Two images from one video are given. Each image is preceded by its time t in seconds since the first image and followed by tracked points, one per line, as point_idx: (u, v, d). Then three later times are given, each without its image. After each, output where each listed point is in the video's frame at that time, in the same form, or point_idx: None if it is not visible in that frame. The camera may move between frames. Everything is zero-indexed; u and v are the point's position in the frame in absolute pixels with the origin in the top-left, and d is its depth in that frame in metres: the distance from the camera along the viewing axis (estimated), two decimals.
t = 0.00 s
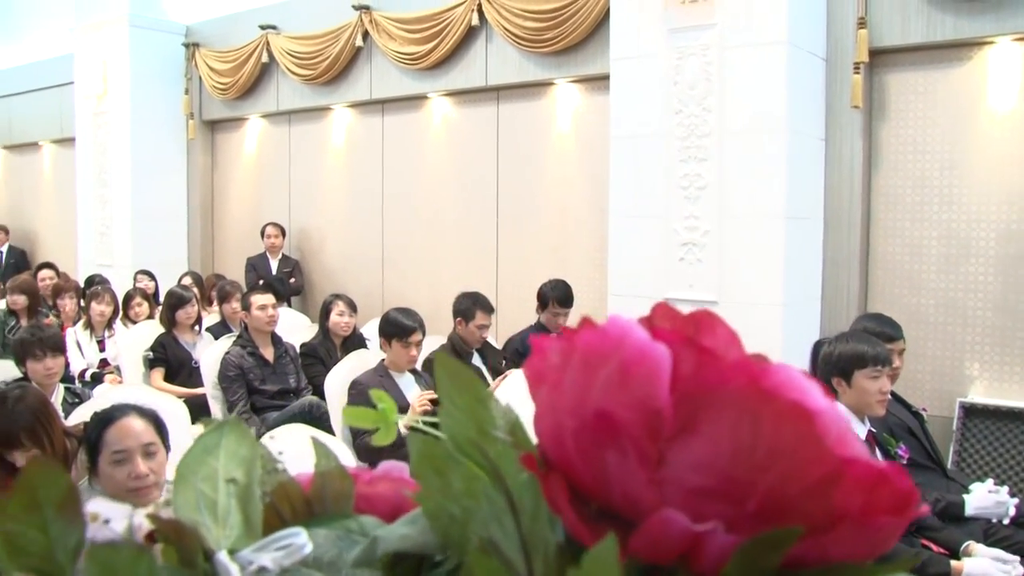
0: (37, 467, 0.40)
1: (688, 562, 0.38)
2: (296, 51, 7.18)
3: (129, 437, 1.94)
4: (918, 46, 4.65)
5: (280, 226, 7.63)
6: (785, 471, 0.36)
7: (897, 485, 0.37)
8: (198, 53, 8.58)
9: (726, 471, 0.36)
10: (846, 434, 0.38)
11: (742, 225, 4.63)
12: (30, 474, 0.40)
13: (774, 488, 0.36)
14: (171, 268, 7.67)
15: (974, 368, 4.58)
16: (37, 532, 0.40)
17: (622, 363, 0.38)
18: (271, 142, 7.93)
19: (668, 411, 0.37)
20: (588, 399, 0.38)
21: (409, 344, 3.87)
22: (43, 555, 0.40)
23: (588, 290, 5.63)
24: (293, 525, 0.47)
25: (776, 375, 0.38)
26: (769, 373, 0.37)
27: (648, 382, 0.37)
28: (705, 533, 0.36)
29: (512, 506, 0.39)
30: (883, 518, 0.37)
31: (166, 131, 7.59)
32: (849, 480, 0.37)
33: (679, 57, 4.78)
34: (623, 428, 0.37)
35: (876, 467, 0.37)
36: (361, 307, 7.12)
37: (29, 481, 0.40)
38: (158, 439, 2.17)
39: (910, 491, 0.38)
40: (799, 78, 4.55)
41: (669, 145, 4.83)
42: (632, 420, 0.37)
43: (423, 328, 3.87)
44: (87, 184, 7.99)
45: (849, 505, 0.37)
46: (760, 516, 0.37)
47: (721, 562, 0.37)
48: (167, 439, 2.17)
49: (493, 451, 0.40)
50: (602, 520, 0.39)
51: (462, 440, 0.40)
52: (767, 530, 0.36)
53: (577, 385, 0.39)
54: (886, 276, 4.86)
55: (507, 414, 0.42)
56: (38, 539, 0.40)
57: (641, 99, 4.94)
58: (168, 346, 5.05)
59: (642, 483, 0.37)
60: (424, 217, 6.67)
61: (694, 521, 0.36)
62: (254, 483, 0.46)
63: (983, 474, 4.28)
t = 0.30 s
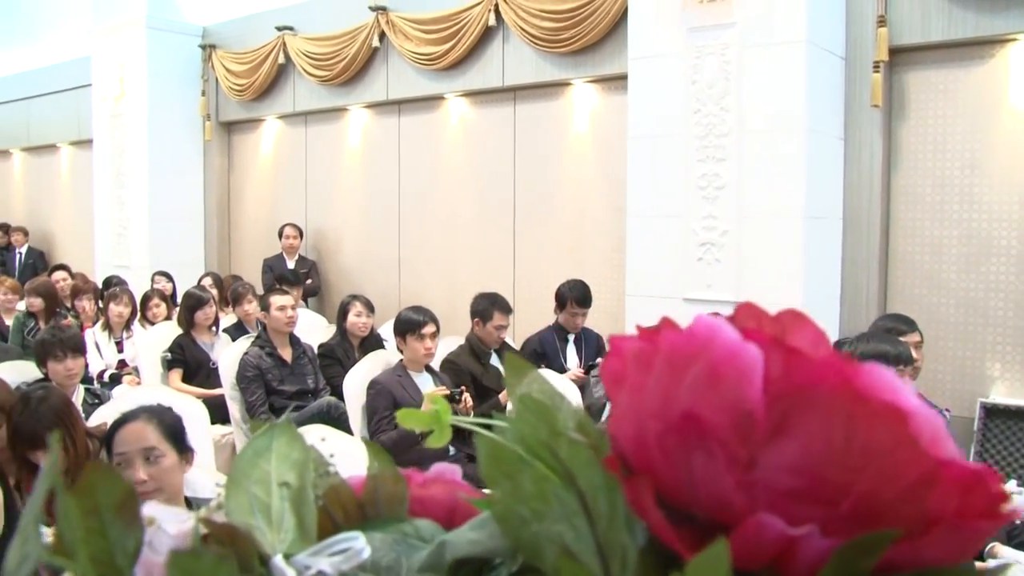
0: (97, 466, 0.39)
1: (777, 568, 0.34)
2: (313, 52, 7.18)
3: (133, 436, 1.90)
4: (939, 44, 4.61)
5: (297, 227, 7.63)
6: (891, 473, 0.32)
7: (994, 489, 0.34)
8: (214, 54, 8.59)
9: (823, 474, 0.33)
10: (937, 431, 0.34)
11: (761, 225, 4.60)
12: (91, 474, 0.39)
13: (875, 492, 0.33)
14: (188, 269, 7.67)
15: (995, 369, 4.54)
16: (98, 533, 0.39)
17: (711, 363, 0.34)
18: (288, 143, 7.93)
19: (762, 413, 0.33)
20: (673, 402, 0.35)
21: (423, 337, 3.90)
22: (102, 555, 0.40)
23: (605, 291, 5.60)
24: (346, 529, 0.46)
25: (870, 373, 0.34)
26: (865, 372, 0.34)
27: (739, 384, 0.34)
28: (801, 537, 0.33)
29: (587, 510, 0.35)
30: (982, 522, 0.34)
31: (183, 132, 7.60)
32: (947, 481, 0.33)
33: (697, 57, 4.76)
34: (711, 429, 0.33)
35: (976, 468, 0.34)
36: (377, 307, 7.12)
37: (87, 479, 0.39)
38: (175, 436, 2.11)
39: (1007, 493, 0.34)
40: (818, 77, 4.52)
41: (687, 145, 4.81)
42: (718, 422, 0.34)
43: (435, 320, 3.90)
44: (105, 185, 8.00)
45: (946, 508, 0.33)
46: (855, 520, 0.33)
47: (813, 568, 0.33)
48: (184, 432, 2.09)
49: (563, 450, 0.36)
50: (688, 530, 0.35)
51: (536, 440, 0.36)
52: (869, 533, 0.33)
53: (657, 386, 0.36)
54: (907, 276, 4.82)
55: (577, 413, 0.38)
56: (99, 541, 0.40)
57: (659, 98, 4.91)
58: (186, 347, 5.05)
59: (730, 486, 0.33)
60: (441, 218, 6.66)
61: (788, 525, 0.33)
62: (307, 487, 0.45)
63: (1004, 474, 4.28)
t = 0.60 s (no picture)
0: (147, 457, 0.37)
1: (850, 561, 0.33)
2: (323, 51, 7.18)
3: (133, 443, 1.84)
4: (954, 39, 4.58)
5: (309, 226, 7.63)
6: (970, 462, 0.32)
7: None
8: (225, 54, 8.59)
9: (899, 464, 0.32)
10: (1022, 423, 0.33)
11: (774, 221, 4.57)
12: (134, 460, 0.37)
13: (953, 482, 0.32)
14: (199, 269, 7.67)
15: (1011, 365, 4.51)
16: (152, 529, 0.37)
17: (783, 351, 0.33)
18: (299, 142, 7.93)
19: (837, 398, 0.33)
20: (744, 392, 0.34)
21: (435, 333, 3.91)
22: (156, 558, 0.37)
23: (617, 289, 5.58)
24: (389, 526, 0.46)
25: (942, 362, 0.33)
26: (939, 360, 0.33)
27: (814, 372, 0.33)
28: (879, 528, 0.32)
29: (649, 502, 0.35)
30: None
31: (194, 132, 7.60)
32: None
33: (710, 53, 4.74)
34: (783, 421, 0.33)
35: None
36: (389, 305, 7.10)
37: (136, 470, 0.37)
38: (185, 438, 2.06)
39: None
40: (832, 73, 4.50)
41: (700, 142, 4.79)
42: (793, 410, 0.33)
43: (446, 316, 3.91)
44: (117, 186, 8.00)
45: None
46: (935, 508, 0.32)
47: (891, 559, 0.33)
48: (193, 433, 2.03)
49: (624, 445, 0.35)
50: (760, 523, 0.34)
51: (593, 431, 0.36)
52: (947, 522, 0.32)
53: (724, 375, 0.35)
54: (921, 272, 4.80)
55: (634, 400, 0.37)
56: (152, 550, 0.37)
57: (671, 95, 4.90)
58: (198, 347, 5.05)
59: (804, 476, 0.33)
60: (453, 216, 6.65)
61: (866, 514, 0.32)
62: (351, 483, 0.44)
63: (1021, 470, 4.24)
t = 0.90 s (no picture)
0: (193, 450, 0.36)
1: (911, 554, 0.33)
2: (341, 45, 7.18)
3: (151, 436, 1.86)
4: (975, 32, 4.54)
5: (326, 220, 7.64)
6: None
7: None
8: (242, 48, 8.60)
9: (964, 456, 0.31)
10: None
11: (794, 216, 4.54)
12: (183, 456, 0.36)
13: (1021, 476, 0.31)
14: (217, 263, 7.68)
15: None
16: (204, 522, 0.36)
17: (843, 341, 0.32)
18: (317, 137, 7.94)
19: (900, 389, 0.32)
20: (801, 383, 0.33)
21: (452, 325, 3.92)
22: (207, 552, 0.36)
23: (635, 283, 5.56)
24: (429, 518, 0.45)
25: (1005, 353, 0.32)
26: (1002, 351, 0.32)
27: (877, 363, 0.32)
28: (945, 521, 0.31)
29: (698, 494, 0.35)
30: None
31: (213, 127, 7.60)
32: None
33: (729, 47, 4.72)
34: (848, 414, 0.32)
35: None
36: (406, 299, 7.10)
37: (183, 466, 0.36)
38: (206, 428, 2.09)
39: None
40: (852, 66, 4.47)
41: (719, 136, 4.77)
42: (853, 399, 0.32)
43: (462, 309, 3.92)
44: (135, 180, 8.02)
45: None
46: (997, 504, 0.32)
47: (955, 550, 0.32)
48: (212, 423, 2.06)
49: (674, 440, 0.35)
50: (820, 515, 0.33)
51: (639, 424, 0.35)
52: (1013, 516, 0.31)
53: (780, 365, 0.34)
54: (942, 268, 4.76)
55: (680, 389, 0.36)
56: (206, 548, 0.36)
57: (690, 90, 4.88)
58: (217, 340, 5.06)
59: (864, 469, 0.32)
60: (470, 210, 6.64)
61: (930, 508, 0.31)
62: (390, 474, 0.44)
63: None
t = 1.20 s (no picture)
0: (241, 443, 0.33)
1: (967, 561, 0.32)
2: (362, 42, 7.18)
3: (185, 431, 1.94)
4: (1001, 29, 4.50)
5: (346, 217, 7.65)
6: None
7: None
8: (264, 45, 8.62)
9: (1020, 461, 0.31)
10: None
11: (816, 214, 4.51)
12: (234, 452, 0.33)
13: None
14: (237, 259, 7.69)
15: None
16: (253, 525, 0.34)
17: (896, 343, 0.32)
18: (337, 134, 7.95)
19: (955, 393, 0.31)
20: (852, 388, 0.32)
21: (472, 323, 3.95)
22: (258, 557, 0.34)
23: (655, 281, 5.54)
24: (462, 519, 0.45)
25: None
26: None
27: (930, 366, 0.31)
28: (1001, 528, 0.31)
29: (744, 497, 0.34)
30: None
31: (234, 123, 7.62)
32: None
33: (751, 45, 4.70)
34: (901, 417, 0.31)
35: None
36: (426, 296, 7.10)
37: (229, 466, 0.33)
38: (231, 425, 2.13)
39: None
40: (876, 64, 4.44)
41: (741, 134, 4.75)
42: (906, 402, 0.32)
43: (483, 306, 3.94)
44: (156, 176, 8.05)
45: None
46: None
47: (1011, 558, 0.32)
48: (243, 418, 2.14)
49: (718, 441, 0.35)
50: (871, 522, 0.33)
51: (682, 427, 0.35)
52: None
53: (831, 367, 0.33)
54: (965, 267, 4.72)
55: (726, 389, 0.36)
56: (256, 554, 0.34)
57: (712, 88, 4.86)
58: (238, 336, 5.08)
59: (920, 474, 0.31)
60: (490, 208, 6.63)
61: (986, 514, 0.31)
62: (426, 475, 0.44)
63: None
